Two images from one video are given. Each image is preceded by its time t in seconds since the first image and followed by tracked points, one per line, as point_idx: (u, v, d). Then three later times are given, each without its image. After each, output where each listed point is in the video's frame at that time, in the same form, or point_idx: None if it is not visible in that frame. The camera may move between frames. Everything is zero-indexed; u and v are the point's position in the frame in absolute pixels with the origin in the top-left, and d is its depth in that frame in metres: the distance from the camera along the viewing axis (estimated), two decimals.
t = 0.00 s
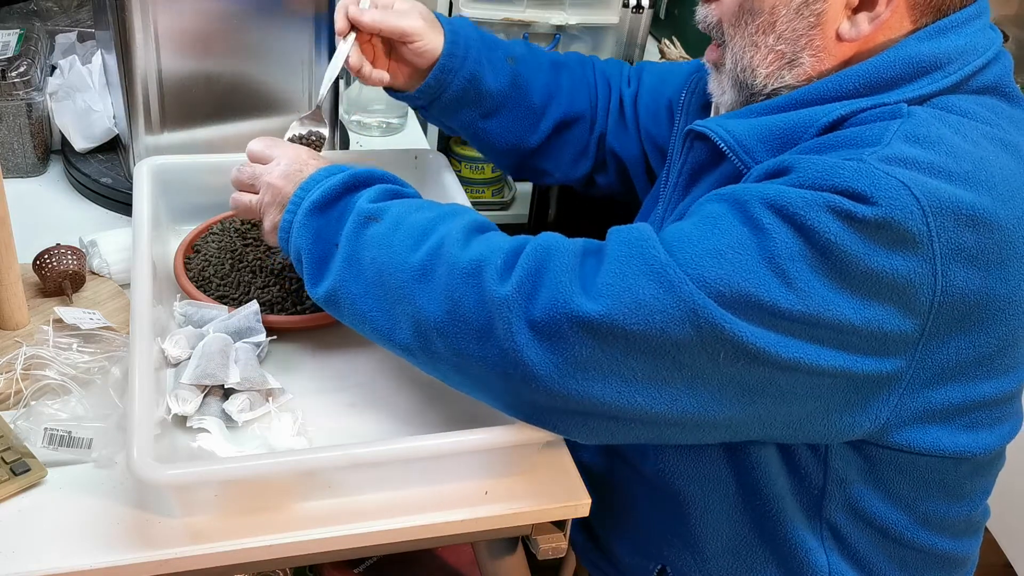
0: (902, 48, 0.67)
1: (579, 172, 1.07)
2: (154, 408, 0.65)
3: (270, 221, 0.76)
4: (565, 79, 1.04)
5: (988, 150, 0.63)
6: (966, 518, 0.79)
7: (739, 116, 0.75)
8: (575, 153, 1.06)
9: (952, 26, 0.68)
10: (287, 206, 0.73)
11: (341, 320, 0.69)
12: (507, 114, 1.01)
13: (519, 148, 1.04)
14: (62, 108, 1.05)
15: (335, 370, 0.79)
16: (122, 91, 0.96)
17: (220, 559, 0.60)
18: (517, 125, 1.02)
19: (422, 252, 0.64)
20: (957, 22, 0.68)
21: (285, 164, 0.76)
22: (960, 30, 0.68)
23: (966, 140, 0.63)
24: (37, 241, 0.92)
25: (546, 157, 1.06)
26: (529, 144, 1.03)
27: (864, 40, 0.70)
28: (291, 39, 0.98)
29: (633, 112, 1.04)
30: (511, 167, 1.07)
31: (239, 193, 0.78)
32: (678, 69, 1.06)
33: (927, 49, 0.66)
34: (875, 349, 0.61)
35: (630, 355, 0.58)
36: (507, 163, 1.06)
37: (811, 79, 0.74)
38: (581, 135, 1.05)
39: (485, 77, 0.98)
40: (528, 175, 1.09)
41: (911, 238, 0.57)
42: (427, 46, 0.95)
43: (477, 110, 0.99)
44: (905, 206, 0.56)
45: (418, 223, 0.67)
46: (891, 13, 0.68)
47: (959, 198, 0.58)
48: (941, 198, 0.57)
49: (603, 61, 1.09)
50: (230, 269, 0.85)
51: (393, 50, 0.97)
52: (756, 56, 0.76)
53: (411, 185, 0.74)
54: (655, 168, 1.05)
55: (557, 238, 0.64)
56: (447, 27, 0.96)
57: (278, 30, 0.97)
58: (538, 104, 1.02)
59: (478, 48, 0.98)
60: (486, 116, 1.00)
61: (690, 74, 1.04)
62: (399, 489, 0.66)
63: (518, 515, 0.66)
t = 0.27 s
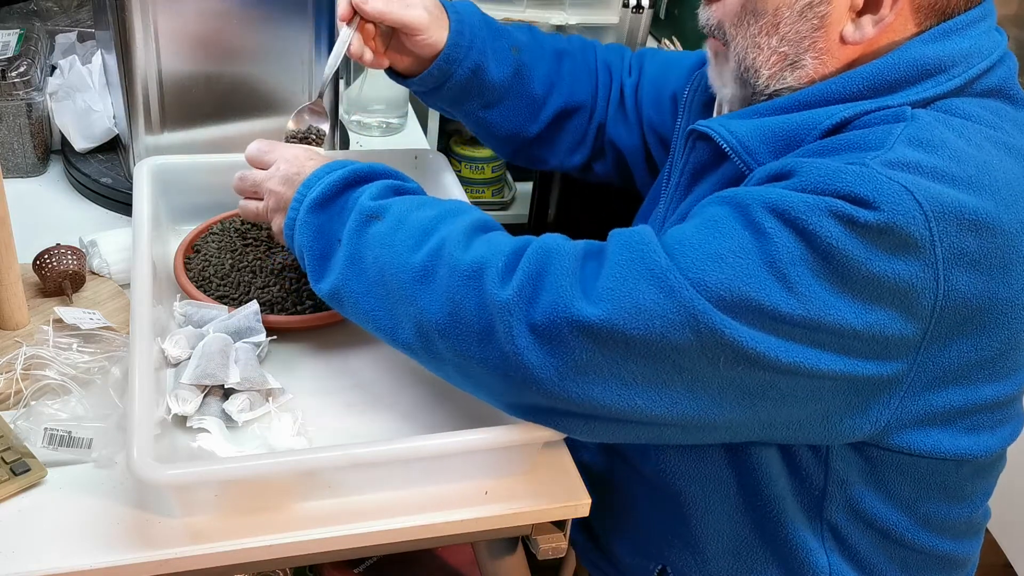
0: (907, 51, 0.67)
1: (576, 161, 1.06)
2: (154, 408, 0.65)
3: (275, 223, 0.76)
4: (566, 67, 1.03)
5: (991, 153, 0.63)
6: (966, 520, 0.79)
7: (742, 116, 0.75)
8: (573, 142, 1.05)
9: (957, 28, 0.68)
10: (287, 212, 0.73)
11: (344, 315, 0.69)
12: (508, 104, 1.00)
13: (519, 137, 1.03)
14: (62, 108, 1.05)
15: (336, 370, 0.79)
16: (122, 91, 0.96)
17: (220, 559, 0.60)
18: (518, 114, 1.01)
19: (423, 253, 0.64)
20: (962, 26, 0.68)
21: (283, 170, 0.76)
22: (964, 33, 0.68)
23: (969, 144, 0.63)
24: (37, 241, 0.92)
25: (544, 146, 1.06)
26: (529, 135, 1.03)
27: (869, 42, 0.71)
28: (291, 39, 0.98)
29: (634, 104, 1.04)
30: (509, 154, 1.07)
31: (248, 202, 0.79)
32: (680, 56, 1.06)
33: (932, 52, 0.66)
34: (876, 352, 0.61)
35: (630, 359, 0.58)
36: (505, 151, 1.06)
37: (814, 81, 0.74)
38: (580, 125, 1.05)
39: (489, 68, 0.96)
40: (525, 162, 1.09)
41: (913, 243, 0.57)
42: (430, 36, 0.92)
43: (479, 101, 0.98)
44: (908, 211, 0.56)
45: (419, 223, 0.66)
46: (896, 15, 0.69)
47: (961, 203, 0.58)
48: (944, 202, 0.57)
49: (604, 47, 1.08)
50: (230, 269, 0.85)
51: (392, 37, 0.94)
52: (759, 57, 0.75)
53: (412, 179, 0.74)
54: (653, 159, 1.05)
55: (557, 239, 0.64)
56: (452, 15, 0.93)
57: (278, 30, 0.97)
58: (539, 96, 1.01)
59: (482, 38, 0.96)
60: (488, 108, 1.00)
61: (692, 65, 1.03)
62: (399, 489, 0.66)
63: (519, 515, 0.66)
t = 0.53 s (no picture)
0: (910, 53, 0.67)
1: (574, 156, 1.06)
2: (154, 408, 0.65)
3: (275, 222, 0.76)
4: (567, 62, 1.03)
5: (993, 156, 0.63)
6: (967, 521, 0.79)
7: (743, 117, 0.75)
8: (573, 137, 1.05)
9: (960, 30, 0.68)
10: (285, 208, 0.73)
11: (345, 312, 0.69)
12: (508, 98, 1.00)
13: (517, 132, 1.03)
14: (62, 108, 1.05)
15: (337, 370, 0.79)
16: (122, 91, 0.96)
17: (220, 558, 0.60)
18: (517, 110, 1.01)
19: (423, 253, 0.64)
20: (965, 28, 0.68)
21: (281, 169, 0.76)
22: (967, 34, 0.68)
23: (971, 146, 0.63)
24: (37, 241, 0.92)
25: (542, 140, 1.05)
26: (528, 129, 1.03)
27: (870, 45, 0.70)
28: (291, 39, 0.98)
29: (635, 102, 1.04)
30: (506, 148, 1.06)
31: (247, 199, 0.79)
32: (681, 53, 1.06)
33: (934, 53, 0.66)
34: (876, 354, 0.61)
35: (630, 361, 0.58)
36: (502, 144, 1.05)
37: (816, 83, 0.74)
38: (580, 121, 1.04)
39: (488, 63, 0.95)
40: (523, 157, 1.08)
41: (914, 246, 0.57)
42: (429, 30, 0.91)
43: (479, 96, 0.98)
44: (909, 215, 0.56)
45: (419, 222, 0.66)
46: (897, 19, 0.69)
47: (963, 206, 0.58)
48: (945, 206, 0.57)
49: (605, 43, 1.08)
50: (230, 269, 0.85)
51: (390, 30, 0.94)
52: (761, 59, 0.75)
53: (411, 176, 0.74)
54: (652, 155, 1.05)
55: (558, 240, 0.64)
56: (451, 12, 0.92)
57: (278, 30, 0.97)
58: (539, 91, 1.01)
59: (482, 33, 0.94)
60: (488, 102, 0.99)
61: (693, 63, 1.03)
62: (399, 489, 0.66)
63: (518, 515, 0.66)
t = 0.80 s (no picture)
0: (909, 52, 0.67)
1: (572, 153, 1.06)
2: (154, 408, 0.65)
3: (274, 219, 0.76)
4: (566, 59, 1.03)
5: (992, 155, 0.63)
6: (966, 520, 0.79)
7: (743, 115, 0.75)
8: (570, 134, 1.05)
9: (959, 30, 0.68)
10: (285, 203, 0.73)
11: (344, 308, 0.69)
12: (507, 95, 1.00)
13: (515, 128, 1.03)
14: (62, 108, 1.05)
15: (337, 370, 0.79)
16: (122, 91, 0.96)
17: (220, 559, 0.60)
18: (515, 106, 1.01)
19: (422, 249, 0.64)
20: (963, 28, 0.68)
21: (280, 165, 0.76)
22: (967, 34, 0.68)
23: (970, 145, 0.63)
24: (37, 241, 0.92)
25: (540, 136, 1.05)
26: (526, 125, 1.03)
27: (870, 46, 0.71)
28: (291, 39, 0.98)
29: (635, 100, 1.04)
30: (503, 144, 1.06)
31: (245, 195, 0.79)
32: (681, 50, 1.05)
33: (933, 53, 0.66)
34: (874, 352, 0.61)
35: (627, 357, 0.58)
36: (499, 140, 1.05)
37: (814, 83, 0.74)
38: (578, 117, 1.04)
39: (487, 58, 0.95)
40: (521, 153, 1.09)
41: (911, 244, 0.57)
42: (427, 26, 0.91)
43: (478, 91, 0.98)
44: (906, 213, 0.56)
45: (418, 218, 0.66)
46: (897, 20, 0.69)
47: (961, 205, 0.58)
48: (943, 204, 0.57)
49: (605, 39, 1.08)
50: (230, 269, 0.85)
51: (389, 27, 0.94)
52: (758, 60, 0.75)
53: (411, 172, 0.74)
54: (650, 152, 1.05)
55: (557, 236, 0.64)
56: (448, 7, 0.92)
57: (278, 30, 0.97)
58: (538, 88, 1.01)
59: (480, 28, 0.94)
60: (487, 97, 0.99)
61: (693, 61, 1.03)
62: (399, 489, 0.66)
63: (518, 515, 0.66)
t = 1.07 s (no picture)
0: (907, 50, 0.67)
1: (570, 150, 1.07)
2: (154, 408, 0.65)
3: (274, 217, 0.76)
4: (566, 56, 1.03)
5: (989, 153, 0.63)
6: (965, 518, 0.79)
7: (742, 113, 0.75)
8: (569, 130, 1.05)
9: (958, 28, 0.68)
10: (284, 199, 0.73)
11: (343, 304, 0.69)
12: (505, 93, 1.00)
13: (514, 125, 1.03)
14: (62, 108, 1.05)
15: (337, 370, 0.79)
16: (122, 91, 0.96)
17: (220, 559, 0.60)
18: (514, 103, 1.01)
19: (420, 245, 0.64)
20: (961, 25, 0.68)
21: (279, 161, 0.76)
22: (965, 32, 0.68)
23: (968, 143, 0.63)
24: (37, 241, 0.92)
25: (539, 133, 1.06)
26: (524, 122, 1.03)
27: (868, 44, 0.71)
28: (291, 38, 0.98)
29: (635, 98, 1.04)
30: (501, 139, 1.07)
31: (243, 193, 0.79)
32: (681, 47, 1.05)
33: (930, 51, 0.66)
34: (871, 349, 0.61)
35: (624, 352, 0.58)
36: (497, 135, 1.06)
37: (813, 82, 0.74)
38: (576, 115, 1.04)
39: (485, 58, 0.95)
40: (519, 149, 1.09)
41: (908, 241, 0.57)
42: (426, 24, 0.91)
43: (477, 89, 0.98)
44: (902, 209, 0.56)
45: (416, 214, 0.66)
46: (895, 17, 0.69)
47: (957, 201, 0.58)
48: (940, 201, 0.57)
49: (604, 36, 1.07)
50: (230, 269, 0.86)
51: (386, 24, 0.94)
52: (758, 59, 0.75)
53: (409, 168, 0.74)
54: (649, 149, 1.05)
55: (556, 232, 0.64)
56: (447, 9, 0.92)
57: (277, 29, 0.97)
58: (537, 85, 1.01)
59: (478, 27, 0.94)
60: (485, 95, 0.99)
61: (693, 59, 1.03)
62: (399, 489, 0.66)
63: (518, 515, 0.66)
